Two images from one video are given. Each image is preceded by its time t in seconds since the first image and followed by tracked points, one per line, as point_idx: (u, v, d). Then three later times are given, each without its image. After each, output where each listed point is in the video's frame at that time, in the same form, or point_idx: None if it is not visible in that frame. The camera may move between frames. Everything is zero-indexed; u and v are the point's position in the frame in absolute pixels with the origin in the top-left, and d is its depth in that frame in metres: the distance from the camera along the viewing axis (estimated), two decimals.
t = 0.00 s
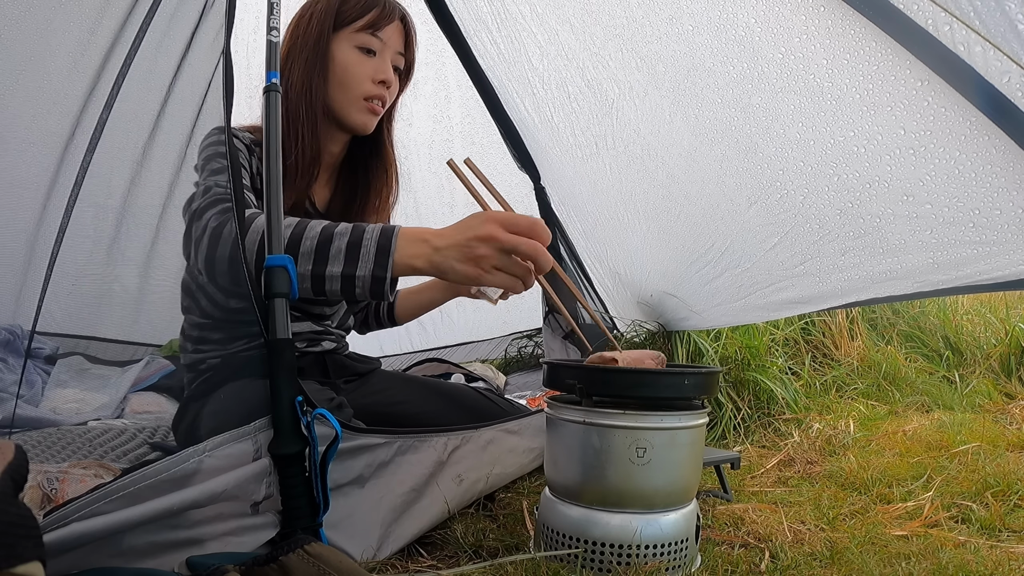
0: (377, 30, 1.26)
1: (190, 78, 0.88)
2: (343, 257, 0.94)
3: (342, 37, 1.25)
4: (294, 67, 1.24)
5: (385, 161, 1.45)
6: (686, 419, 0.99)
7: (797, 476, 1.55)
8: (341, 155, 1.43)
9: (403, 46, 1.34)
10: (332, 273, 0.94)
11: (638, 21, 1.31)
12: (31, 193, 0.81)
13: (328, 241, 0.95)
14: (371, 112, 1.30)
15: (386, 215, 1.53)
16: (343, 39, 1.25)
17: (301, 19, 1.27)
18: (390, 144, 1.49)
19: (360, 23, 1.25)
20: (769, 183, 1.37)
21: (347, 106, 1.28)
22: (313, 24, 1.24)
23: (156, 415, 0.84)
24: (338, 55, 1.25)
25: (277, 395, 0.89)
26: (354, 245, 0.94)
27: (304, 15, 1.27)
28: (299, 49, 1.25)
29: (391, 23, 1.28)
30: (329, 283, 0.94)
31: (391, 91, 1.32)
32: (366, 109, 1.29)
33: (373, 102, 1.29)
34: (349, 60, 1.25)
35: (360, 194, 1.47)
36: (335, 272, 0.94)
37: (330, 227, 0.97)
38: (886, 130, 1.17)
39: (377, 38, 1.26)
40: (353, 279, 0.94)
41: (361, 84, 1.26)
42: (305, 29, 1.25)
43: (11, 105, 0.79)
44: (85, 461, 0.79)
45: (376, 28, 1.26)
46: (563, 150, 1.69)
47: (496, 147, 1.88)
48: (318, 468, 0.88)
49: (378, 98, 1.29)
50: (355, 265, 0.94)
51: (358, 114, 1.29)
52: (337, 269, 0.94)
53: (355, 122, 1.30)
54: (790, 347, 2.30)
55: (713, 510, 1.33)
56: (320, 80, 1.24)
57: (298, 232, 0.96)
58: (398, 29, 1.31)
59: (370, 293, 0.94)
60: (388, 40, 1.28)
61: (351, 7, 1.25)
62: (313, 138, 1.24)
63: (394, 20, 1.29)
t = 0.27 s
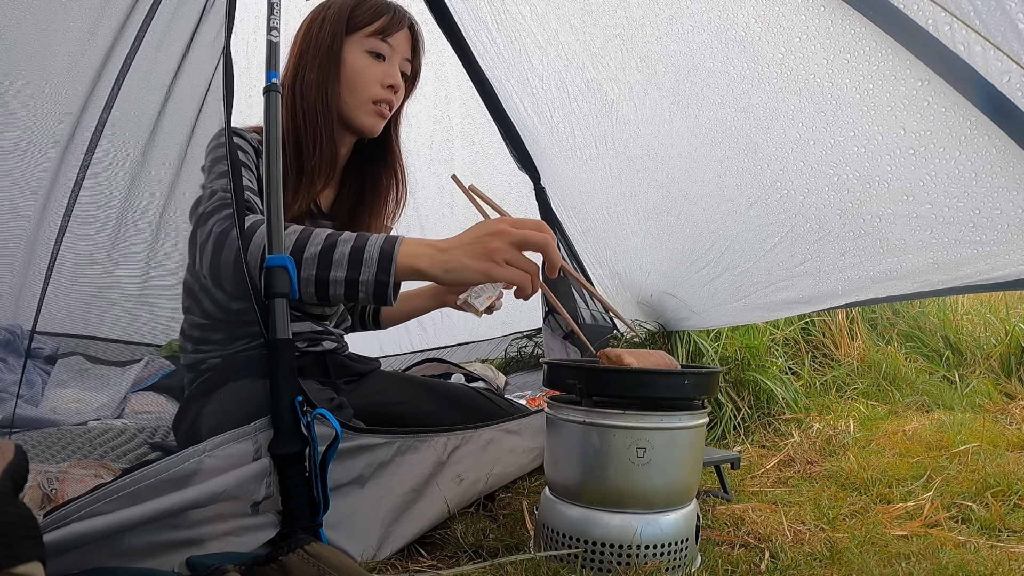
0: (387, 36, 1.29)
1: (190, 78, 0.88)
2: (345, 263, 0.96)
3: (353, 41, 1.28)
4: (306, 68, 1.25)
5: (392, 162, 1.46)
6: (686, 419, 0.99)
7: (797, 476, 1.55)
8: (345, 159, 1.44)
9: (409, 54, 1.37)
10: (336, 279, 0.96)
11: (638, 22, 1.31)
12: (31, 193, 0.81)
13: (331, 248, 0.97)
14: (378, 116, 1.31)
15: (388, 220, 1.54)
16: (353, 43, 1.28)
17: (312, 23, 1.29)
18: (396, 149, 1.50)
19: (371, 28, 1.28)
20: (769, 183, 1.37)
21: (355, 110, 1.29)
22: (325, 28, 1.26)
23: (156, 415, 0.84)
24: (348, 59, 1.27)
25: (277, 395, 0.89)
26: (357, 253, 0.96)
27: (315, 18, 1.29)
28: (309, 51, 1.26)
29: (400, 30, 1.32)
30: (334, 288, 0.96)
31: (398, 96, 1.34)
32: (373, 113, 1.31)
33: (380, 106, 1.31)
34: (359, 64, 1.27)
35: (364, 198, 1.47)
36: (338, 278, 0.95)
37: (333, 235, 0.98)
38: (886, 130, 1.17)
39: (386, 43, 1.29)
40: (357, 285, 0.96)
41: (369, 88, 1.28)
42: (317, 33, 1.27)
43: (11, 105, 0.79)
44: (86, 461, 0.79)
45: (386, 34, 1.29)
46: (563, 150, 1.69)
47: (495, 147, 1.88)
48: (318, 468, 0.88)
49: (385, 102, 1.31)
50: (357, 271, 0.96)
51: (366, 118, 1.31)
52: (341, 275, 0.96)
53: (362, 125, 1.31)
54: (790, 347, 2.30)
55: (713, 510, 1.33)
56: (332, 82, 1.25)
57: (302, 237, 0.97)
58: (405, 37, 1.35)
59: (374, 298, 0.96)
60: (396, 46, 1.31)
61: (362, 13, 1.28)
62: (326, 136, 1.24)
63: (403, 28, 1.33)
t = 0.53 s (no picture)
0: (396, 44, 1.30)
1: (190, 78, 0.88)
2: (373, 268, 0.96)
3: (363, 46, 1.28)
4: (315, 70, 1.25)
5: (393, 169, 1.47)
6: (686, 419, 0.99)
7: (797, 476, 1.55)
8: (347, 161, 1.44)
9: (415, 63, 1.38)
10: (361, 281, 0.96)
11: (638, 22, 1.31)
12: (31, 192, 0.81)
13: (361, 253, 0.98)
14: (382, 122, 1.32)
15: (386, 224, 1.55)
16: (364, 49, 1.28)
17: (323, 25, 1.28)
18: (397, 154, 1.51)
19: (382, 35, 1.29)
20: (769, 183, 1.37)
21: (360, 114, 1.29)
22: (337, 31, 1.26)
23: (156, 415, 0.84)
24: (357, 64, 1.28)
25: (278, 395, 0.89)
26: (387, 259, 0.97)
27: (325, 20, 1.29)
28: (319, 52, 1.26)
29: (409, 39, 1.32)
30: (358, 290, 0.96)
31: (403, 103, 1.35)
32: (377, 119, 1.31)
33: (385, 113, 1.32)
34: (367, 69, 1.28)
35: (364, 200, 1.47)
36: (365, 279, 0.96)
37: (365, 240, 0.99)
38: (886, 131, 1.17)
39: (395, 51, 1.30)
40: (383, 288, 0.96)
41: (376, 94, 1.29)
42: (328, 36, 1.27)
43: (11, 105, 0.79)
44: (86, 461, 0.79)
45: (395, 42, 1.30)
46: (563, 150, 1.69)
47: (495, 147, 1.88)
48: (318, 468, 0.88)
49: (390, 109, 1.32)
50: (384, 276, 0.96)
51: (370, 123, 1.31)
52: (368, 278, 0.96)
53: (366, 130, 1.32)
54: (790, 347, 2.30)
55: (713, 510, 1.33)
56: (340, 85, 1.25)
57: (304, 237, 0.98)
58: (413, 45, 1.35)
59: (397, 305, 0.96)
60: (404, 55, 1.32)
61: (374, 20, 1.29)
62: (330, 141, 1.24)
63: (412, 37, 1.33)
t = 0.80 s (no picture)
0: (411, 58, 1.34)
1: (190, 78, 0.88)
2: (379, 259, 0.94)
3: (384, 55, 1.30)
4: (339, 75, 1.24)
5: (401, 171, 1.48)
6: (686, 419, 0.99)
7: (797, 476, 1.55)
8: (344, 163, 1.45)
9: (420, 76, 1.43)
10: (367, 274, 0.94)
11: (637, 22, 1.31)
12: (31, 193, 0.81)
13: (366, 243, 0.95)
14: (389, 130, 1.35)
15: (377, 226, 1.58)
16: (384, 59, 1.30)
17: (343, 29, 1.28)
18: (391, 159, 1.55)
19: (400, 48, 1.32)
20: (769, 183, 1.37)
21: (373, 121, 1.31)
22: (361, 40, 1.27)
23: (156, 415, 0.84)
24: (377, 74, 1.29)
25: (278, 395, 0.89)
26: (392, 248, 0.95)
27: (346, 24, 1.28)
28: (338, 56, 1.26)
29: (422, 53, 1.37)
30: (365, 284, 0.94)
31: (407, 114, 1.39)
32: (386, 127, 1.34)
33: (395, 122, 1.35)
34: (387, 79, 1.30)
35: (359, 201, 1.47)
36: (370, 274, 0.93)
37: (370, 228, 0.96)
38: (885, 131, 1.18)
39: (409, 64, 1.34)
40: (388, 282, 0.94)
41: (390, 104, 1.32)
42: (353, 43, 1.27)
43: (11, 105, 0.79)
44: (86, 461, 0.79)
45: (410, 55, 1.34)
46: (563, 150, 1.69)
47: (495, 147, 1.89)
48: (318, 468, 0.88)
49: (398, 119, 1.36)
50: (389, 267, 0.94)
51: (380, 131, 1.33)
52: (373, 271, 0.94)
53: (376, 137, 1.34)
54: (790, 347, 2.30)
55: (713, 510, 1.33)
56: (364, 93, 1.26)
57: (308, 233, 0.96)
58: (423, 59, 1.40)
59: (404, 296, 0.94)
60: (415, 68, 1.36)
61: (394, 32, 1.31)
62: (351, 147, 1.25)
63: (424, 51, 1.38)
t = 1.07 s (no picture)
0: (395, 47, 1.33)
1: (190, 77, 0.88)
2: (377, 250, 0.94)
3: (365, 48, 1.30)
4: (322, 73, 1.26)
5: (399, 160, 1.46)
6: (686, 419, 0.99)
7: (797, 476, 1.55)
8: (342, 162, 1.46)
9: (410, 65, 1.42)
10: (366, 265, 0.94)
11: (637, 22, 1.31)
12: (32, 193, 0.81)
13: (364, 234, 0.95)
14: (380, 122, 1.35)
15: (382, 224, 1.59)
16: (367, 52, 1.30)
17: (324, 26, 1.29)
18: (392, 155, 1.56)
19: (382, 38, 1.31)
20: (769, 183, 1.37)
21: (361, 115, 1.31)
22: (342, 35, 1.28)
23: (156, 415, 0.84)
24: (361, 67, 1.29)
25: (278, 395, 0.89)
26: (388, 237, 0.95)
27: (325, 21, 1.29)
28: (320, 54, 1.27)
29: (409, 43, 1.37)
30: (365, 275, 0.94)
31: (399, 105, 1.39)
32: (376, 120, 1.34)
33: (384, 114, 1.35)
34: (370, 71, 1.30)
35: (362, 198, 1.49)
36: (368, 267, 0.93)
37: (368, 218, 0.96)
38: (885, 131, 1.18)
39: (393, 54, 1.33)
40: (386, 274, 0.94)
41: (377, 96, 1.32)
42: (333, 39, 1.28)
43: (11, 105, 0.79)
44: (86, 461, 0.79)
45: (393, 45, 1.33)
46: (562, 150, 1.69)
47: (495, 147, 1.89)
48: (318, 468, 0.88)
49: (387, 110, 1.35)
50: (387, 257, 0.93)
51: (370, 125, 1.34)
52: (371, 262, 0.94)
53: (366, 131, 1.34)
54: (790, 347, 2.30)
55: (713, 510, 1.33)
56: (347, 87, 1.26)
57: (308, 224, 0.97)
58: (411, 48, 1.39)
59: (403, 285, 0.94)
60: (401, 58, 1.35)
61: (375, 23, 1.31)
62: (345, 143, 1.25)
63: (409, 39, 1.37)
